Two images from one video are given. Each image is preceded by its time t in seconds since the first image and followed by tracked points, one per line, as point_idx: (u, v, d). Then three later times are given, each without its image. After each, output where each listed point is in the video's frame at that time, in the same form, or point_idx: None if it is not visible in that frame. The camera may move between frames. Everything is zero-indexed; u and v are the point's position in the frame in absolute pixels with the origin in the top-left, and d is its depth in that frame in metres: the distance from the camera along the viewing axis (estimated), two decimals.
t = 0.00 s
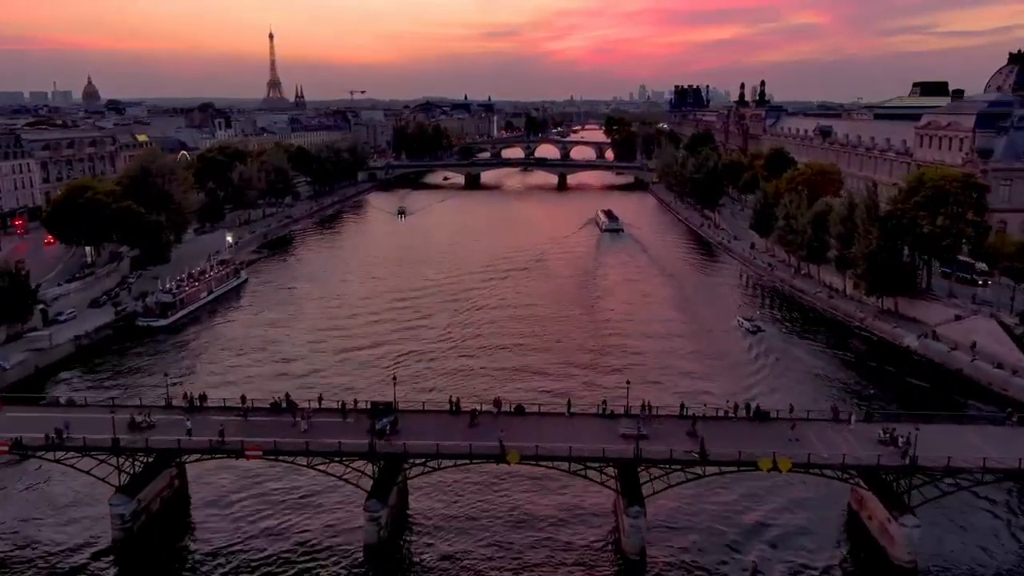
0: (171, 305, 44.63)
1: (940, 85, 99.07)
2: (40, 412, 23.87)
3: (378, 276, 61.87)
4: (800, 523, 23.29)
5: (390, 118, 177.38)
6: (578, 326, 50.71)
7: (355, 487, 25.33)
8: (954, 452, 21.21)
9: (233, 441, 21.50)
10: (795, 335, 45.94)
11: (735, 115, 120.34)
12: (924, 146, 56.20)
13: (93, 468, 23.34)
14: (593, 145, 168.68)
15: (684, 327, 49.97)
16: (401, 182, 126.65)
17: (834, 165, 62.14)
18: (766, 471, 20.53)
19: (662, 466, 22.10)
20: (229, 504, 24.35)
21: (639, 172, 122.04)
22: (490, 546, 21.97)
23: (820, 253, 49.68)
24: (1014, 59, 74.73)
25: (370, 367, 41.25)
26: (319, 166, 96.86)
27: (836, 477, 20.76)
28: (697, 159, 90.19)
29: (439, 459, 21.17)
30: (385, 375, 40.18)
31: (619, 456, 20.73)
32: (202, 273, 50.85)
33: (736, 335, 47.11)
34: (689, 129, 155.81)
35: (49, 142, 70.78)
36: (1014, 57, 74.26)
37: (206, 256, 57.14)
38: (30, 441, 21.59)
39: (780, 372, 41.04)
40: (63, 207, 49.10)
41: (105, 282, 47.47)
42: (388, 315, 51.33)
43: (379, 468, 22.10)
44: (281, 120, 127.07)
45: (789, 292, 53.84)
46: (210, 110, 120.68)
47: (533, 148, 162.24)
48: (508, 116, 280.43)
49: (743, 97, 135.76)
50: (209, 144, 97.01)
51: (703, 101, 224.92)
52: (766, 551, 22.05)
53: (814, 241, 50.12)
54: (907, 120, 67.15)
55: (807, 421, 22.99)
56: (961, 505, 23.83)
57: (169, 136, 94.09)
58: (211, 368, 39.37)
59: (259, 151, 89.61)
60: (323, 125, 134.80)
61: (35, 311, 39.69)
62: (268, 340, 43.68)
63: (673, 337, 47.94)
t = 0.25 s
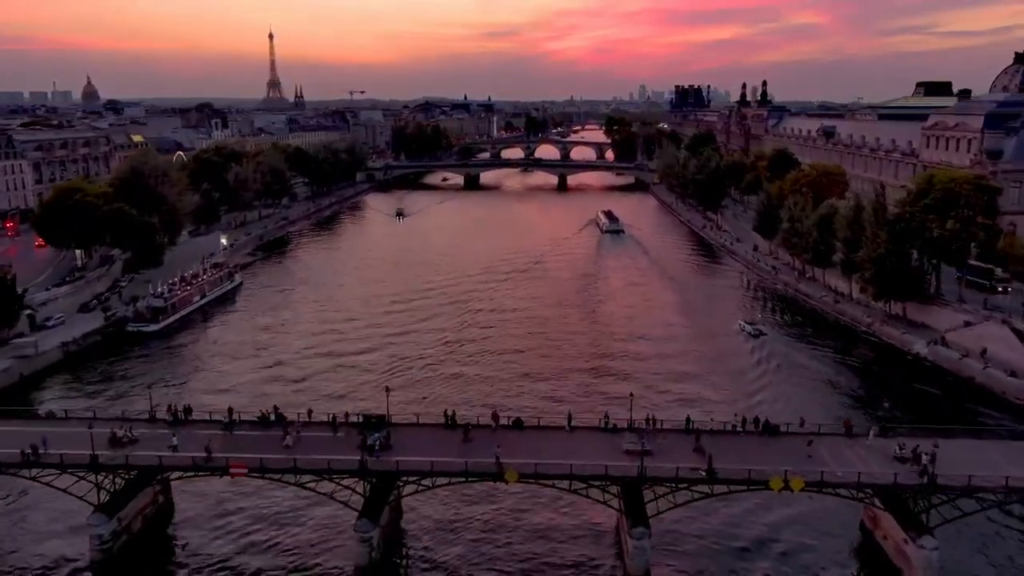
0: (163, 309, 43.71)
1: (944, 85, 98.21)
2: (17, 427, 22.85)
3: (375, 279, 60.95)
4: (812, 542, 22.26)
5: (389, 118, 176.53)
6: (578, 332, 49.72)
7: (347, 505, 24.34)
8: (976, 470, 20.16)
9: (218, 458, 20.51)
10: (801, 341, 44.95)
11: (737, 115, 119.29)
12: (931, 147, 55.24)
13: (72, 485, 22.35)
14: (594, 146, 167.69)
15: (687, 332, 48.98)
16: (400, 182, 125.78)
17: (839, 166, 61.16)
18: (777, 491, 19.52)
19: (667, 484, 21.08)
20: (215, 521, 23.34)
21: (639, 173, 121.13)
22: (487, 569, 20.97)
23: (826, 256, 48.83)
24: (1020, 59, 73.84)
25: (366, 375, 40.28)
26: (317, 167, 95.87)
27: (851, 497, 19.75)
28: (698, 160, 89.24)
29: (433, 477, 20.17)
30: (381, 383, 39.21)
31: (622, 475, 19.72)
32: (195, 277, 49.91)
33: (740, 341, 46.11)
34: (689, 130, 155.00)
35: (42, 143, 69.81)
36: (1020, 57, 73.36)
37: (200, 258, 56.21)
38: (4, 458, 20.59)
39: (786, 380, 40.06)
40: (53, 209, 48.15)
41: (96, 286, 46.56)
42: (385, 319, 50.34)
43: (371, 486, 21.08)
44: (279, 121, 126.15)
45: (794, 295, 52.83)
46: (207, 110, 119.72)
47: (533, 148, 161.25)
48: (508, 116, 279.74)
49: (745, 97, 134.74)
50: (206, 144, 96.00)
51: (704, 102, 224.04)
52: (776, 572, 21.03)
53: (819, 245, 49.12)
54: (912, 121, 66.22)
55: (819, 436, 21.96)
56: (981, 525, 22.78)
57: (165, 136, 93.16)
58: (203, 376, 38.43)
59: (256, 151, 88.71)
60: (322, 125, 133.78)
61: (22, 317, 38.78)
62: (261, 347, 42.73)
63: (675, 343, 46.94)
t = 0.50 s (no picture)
0: (151, 315, 42.59)
1: (949, 85, 97.07)
2: None
3: (371, 283, 59.74)
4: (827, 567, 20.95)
5: (388, 118, 175.39)
6: (579, 337, 48.50)
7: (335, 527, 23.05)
8: (1004, 494, 18.88)
9: (196, 481, 19.30)
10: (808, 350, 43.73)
11: (739, 115, 118.00)
12: (939, 148, 54.05)
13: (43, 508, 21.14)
14: (595, 146, 166.50)
15: (691, 338, 47.76)
16: (398, 183, 124.64)
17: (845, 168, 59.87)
18: (791, 517, 18.26)
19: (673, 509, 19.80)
20: (194, 544, 22.07)
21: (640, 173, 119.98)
22: None
23: (833, 260, 47.62)
24: None
25: (360, 385, 39.07)
26: (314, 168, 94.68)
27: (871, 523, 18.48)
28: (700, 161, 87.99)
29: (425, 502, 18.90)
30: (375, 394, 38.00)
31: (626, 500, 18.46)
32: (186, 282, 48.80)
33: (745, 348, 44.87)
34: (691, 130, 153.85)
35: (32, 143, 68.59)
36: None
37: (192, 262, 55.01)
38: None
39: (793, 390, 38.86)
40: (39, 212, 46.99)
41: (83, 292, 45.51)
42: (381, 325, 49.12)
43: (359, 511, 19.81)
44: (276, 121, 124.98)
45: (800, 300, 51.59)
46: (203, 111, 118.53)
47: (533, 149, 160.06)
48: (508, 116, 278.71)
49: (746, 96, 133.47)
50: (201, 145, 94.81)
51: (705, 102, 222.77)
52: None
53: (826, 249, 47.90)
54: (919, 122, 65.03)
55: (835, 456, 20.70)
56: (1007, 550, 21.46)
57: (160, 137, 91.96)
58: (190, 389, 37.27)
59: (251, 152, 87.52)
60: (320, 126, 132.59)
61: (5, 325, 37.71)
62: (252, 357, 41.56)
63: (679, 350, 45.71)
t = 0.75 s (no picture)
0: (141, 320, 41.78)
1: (953, 85, 96.16)
2: None
3: (368, 286, 58.83)
4: None
5: (387, 118, 174.48)
6: (580, 342, 47.54)
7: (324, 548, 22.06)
8: None
9: (177, 502, 18.44)
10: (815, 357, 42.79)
11: (741, 114, 116.98)
12: (945, 148, 53.10)
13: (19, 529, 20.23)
14: (595, 146, 165.52)
15: (694, 343, 46.83)
16: (397, 184, 123.70)
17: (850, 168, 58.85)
18: (805, 541, 17.30)
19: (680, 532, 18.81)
20: (177, 565, 21.12)
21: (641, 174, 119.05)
22: None
23: (839, 264, 46.66)
24: None
25: (356, 395, 38.17)
26: (311, 168, 93.67)
27: (890, 548, 17.51)
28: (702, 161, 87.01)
29: (418, 524, 17.92)
30: (371, 404, 37.14)
31: (629, 524, 17.50)
32: (178, 286, 48.06)
33: (750, 355, 43.92)
34: (692, 130, 152.88)
35: (25, 144, 67.63)
36: None
37: (185, 265, 54.06)
38: None
39: (800, 399, 37.96)
40: (29, 215, 46.08)
41: (73, 296, 44.82)
42: (378, 330, 48.17)
43: (350, 533, 18.82)
44: (274, 121, 124.01)
45: (805, 304, 50.61)
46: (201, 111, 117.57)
47: (533, 148, 159.10)
48: (508, 116, 277.81)
49: (748, 96, 132.49)
50: (198, 146, 93.79)
51: (706, 101, 221.69)
52: None
53: (832, 252, 46.93)
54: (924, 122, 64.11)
55: (848, 474, 19.76)
56: None
57: (156, 137, 90.98)
58: (181, 399, 36.40)
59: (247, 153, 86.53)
60: (318, 126, 131.51)
61: None
62: (245, 366, 40.74)
63: (682, 356, 44.77)
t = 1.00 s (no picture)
0: (128, 325, 40.89)
1: (957, 85, 95.13)
2: None
3: (364, 290, 57.73)
4: None
5: (386, 118, 173.38)
6: (580, 348, 46.45)
7: None
8: None
9: (155, 528, 17.31)
10: (822, 365, 41.71)
11: (742, 114, 115.86)
12: (954, 149, 52.02)
13: None
14: (595, 146, 164.45)
15: (697, 349, 45.77)
16: (396, 184, 122.57)
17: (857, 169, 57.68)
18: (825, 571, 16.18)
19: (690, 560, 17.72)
20: None
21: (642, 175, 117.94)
22: None
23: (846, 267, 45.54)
24: None
25: (351, 405, 37.12)
26: (308, 169, 92.58)
27: None
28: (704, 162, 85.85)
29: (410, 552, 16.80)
30: (366, 415, 36.09)
31: (635, 553, 16.40)
32: (169, 289, 46.74)
33: (754, 362, 42.85)
34: (693, 131, 151.82)
35: (16, 144, 66.50)
36: None
37: (177, 269, 52.92)
38: None
39: (807, 409, 36.93)
40: (15, 218, 44.91)
41: (59, 301, 44.16)
42: (373, 336, 47.04)
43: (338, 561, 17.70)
44: (271, 121, 122.90)
45: (811, 309, 49.48)
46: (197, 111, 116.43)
47: (533, 149, 158.02)
48: (508, 117, 276.72)
49: (749, 96, 131.39)
50: (193, 147, 92.74)
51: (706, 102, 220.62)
52: None
53: (838, 256, 45.82)
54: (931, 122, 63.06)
55: (869, 499, 18.72)
56: None
57: (151, 138, 89.86)
58: (170, 412, 35.40)
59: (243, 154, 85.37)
60: (316, 126, 130.47)
61: None
62: (236, 375, 39.72)
63: (685, 363, 43.71)
